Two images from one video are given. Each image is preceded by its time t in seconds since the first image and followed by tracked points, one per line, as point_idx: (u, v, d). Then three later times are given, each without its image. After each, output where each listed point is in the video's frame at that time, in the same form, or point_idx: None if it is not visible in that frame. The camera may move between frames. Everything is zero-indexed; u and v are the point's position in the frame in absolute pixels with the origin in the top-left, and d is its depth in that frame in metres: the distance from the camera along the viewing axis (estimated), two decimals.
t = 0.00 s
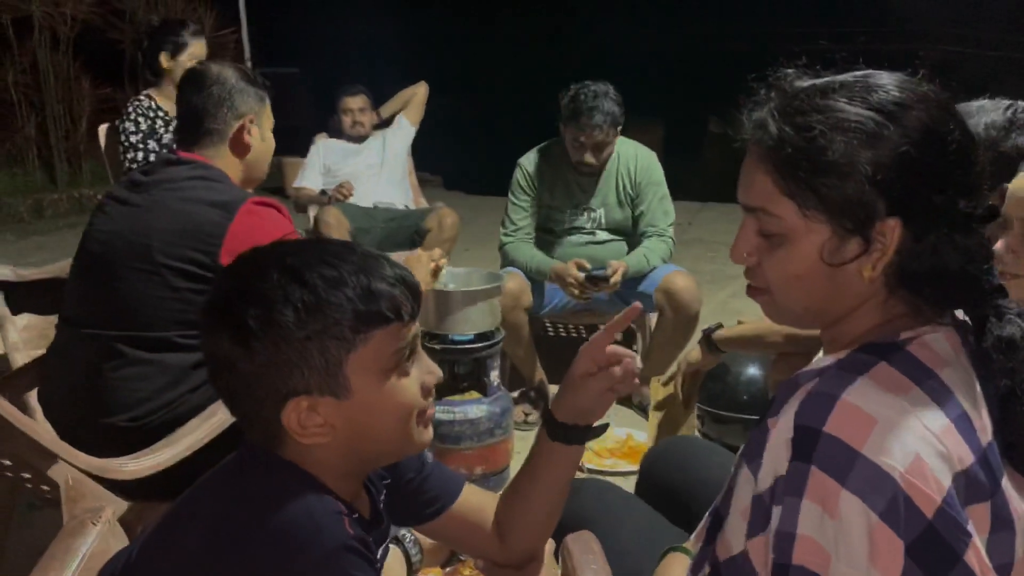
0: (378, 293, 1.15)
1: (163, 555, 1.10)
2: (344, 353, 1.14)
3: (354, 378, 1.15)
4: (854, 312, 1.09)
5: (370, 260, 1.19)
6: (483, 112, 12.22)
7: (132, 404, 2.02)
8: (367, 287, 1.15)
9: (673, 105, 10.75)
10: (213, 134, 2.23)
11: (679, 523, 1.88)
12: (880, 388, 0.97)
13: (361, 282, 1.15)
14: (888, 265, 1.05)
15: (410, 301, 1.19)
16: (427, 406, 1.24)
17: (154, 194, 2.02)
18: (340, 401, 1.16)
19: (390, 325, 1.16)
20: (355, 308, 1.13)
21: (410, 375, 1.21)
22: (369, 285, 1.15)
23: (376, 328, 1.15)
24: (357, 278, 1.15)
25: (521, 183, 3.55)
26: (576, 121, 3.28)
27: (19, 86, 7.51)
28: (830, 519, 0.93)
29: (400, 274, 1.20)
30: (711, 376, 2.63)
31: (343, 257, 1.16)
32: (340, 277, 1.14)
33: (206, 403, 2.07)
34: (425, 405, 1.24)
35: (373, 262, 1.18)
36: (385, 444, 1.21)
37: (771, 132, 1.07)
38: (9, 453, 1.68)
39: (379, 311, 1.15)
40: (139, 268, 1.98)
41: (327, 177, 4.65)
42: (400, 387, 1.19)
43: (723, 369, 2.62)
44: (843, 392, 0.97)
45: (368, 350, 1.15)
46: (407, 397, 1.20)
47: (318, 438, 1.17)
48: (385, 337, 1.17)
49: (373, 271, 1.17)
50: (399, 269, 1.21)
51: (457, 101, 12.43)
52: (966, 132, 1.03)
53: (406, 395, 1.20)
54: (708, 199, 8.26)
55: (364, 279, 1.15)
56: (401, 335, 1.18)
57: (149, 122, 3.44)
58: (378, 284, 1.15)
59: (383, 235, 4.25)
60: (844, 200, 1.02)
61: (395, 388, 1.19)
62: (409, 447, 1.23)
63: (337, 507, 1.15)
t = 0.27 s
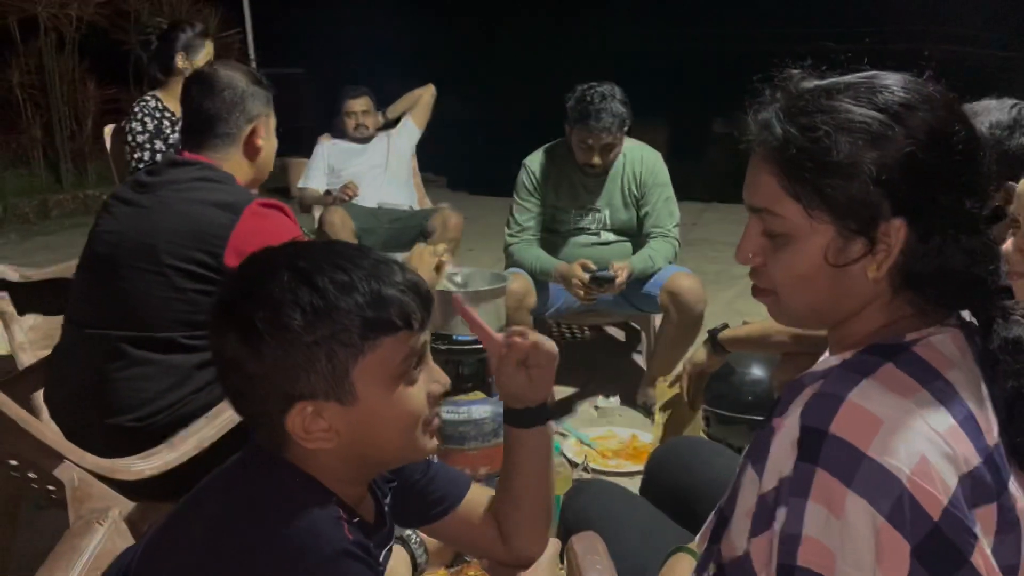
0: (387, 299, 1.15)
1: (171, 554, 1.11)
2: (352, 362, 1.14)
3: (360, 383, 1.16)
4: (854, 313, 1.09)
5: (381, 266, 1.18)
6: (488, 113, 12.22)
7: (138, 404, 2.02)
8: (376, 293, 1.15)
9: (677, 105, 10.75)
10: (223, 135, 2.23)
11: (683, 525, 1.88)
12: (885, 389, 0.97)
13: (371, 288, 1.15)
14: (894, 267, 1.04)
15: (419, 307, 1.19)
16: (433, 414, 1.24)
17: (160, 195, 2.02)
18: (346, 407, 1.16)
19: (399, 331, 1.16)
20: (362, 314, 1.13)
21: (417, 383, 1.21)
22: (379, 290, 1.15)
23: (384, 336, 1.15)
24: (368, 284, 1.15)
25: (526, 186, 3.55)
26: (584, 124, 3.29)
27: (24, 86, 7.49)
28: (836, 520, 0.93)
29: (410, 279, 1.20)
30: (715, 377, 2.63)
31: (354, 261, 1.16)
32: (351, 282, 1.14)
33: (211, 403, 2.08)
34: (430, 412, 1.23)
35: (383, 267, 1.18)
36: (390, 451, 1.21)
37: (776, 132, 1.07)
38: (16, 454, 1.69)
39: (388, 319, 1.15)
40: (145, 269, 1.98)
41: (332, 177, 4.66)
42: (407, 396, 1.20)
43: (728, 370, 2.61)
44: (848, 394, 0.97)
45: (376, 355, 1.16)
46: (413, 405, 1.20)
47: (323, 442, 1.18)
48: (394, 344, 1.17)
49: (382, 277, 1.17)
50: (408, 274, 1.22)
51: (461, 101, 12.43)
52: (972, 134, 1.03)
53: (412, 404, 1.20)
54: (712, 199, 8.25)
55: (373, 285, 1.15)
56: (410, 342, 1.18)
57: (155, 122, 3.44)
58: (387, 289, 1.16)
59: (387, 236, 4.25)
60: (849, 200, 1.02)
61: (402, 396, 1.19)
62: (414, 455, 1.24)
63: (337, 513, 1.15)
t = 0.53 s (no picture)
0: (393, 295, 1.15)
1: (181, 550, 1.11)
2: (358, 355, 1.14)
3: (367, 381, 1.16)
4: (850, 309, 1.11)
5: (387, 262, 1.19)
6: (493, 112, 12.23)
7: (146, 402, 2.03)
8: (382, 289, 1.15)
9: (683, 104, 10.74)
10: (230, 133, 2.23)
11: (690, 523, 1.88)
12: (878, 390, 0.97)
13: (377, 284, 1.15)
14: (887, 265, 1.05)
15: (424, 301, 1.19)
16: (441, 409, 1.25)
17: (167, 192, 2.03)
18: (353, 403, 1.16)
19: (405, 327, 1.17)
20: (369, 311, 1.13)
21: (424, 379, 1.22)
22: (385, 286, 1.15)
23: (389, 331, 1.15)
24: (373, 280, 1.15)
25: (532, 184, 3.56)
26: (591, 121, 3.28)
27: (31, 85, 7.50)
28: (833, 523, 0.93)
29: (415, 275, 1.20)
30: (722, 375, 2.62)
31: (360, 258, 1.16)
32: (357, 279, 1.14)
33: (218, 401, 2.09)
34: (440, 406, 1.25)
35: (388, 262, 1.19)
36: (399, 446, 1.21)
37: (852, 95, 1.04)
38: (24, 450, 1.69)
39: (394, 314, 1.15)
40: (151, 265, 1.99)
41: (338, 175, 4.65)
42: (414, 392, 1.20)
43: (735, 368, 2.61)
44: (840, 396, 0.98)
45: (382, 352, 1.16)
46: (420, 401, 1.20)
47: (331, 439, 1.18)
48: (400, 339, 1.17)
49: (387, 272, 1.17)
50: (414, 269, 1.22)
51: (466, 100, 12.44)
52: None
53: (419, 400, 1.20)
54: (718, 197, 8.24)
55: (379, 280, 1.15)
56: (416, 338, 1.19)
57: (162, 120, 3.45)
58: (393, 285, 1.16)
59: (393, 234, 4.26)
60: (878, 189, 1.01)
61: (409, 392, 1.19)
62: (422, 451, 1.24)
63: (346, 509, 1.15)
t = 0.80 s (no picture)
0: (396, 296, 1.16)
1: (187, 548, 1.12)
2: (361, 355, 1.14)
3: (368, 380, 1.16)
4: (858, 304, 1.14)
5: (389, 262, 1.19)
6: (497, 111, 12.24)
7: (151, 400, 2.04)
8: (385, 290, 1.15)
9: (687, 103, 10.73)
10: (230, 128, 2.23)
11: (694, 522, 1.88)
12: (864, 394, 0.97)
13: (380, 285, 1.15)
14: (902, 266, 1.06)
15: (426, 303, 1.19)
16: (443, 408, 1.26)
17: (173, 191, 2.03)
18: (355, 402, 1.17)
19: (407, 328, 1.17)
20: (372, 312, 1.14)
21: (426, 379, 1.22)
22: (388, 287, 1.15)
23: (393, 331, 1.16)
24: (376, 281, 1.15)
25: (537, 183, 3.56)
26: (598, 115, 3.29)
27: (36, 85, 7.50)
28: (821, 526, 0.90)
29: (417, 276, 1.21)
30: (726, 374, 2.63)
31: (363, 259, 1.16)
32: (360, 279, 1.14)
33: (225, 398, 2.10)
34: (441, 406, 1.25)
35: (392, 263, 1.19)
36: (400, 445, 1.22)
37: (953, 103, 1.00)
38: (31, 449, 1.70)
39: (395, 315, 1.15)
40: (159, 264, 1.99)
41: (342, 175, 4.67)
42: (417, 392, 1.20)
43: (740, 367, 2.61)
44: (826, 400, 0.98)
45: (384, 353, 1.16)
46: (422, 401, 1.21)
47: (334, 438, 1.18)
48: (403, 340, 1.17)
49: (390, 273, 1.17)
50: (416, 271, 1.22)
51: (470, 99, 12.45)
52: None
53: (421, 399, 1.21)
54: (722, 196, 8.23)
55: (383, 281, 1.15)
56: (417, 339, 1.19)
57: (166, 120, 3.45)
58: (396, 286, 1.16)
59: (397, 233, 4.26)
60: (938, 201, 0.98)
61: (412, 392, 1.20)
62: (423, 450, 1.24)
63: (351, 507, 1.16)
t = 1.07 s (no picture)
0: (395, 294, 1.16)
1: (190, 544, 1.12)
2: (361, 353, 1.15)
3: (369, 377, 1.17)
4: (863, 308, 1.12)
5: (389, 260, 1.19)
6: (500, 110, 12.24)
7: (154, 398, 2.05)
8: (385, 288, 1.16)
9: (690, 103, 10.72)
10: (230, 126, 2.23)
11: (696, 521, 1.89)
12: (893, 385, 0.97)
13: (379, 283, 1.16)
14: (897, 258, 1.04)
15: (425, 300, 1.20)
16: (444, 405, 1.26)
17: (178, 190, 2.03)
18: (356, 400, 1.18)
19: (407, 325, 1.18)
20: (372, 310, 1.14)
21: (428, 376, 1.23)
22: (387, 285, 1.16)
23: (393, 329, 1.16)
24: (375, 279, 1.16)
25: (539, 182, 3.57)
26: (601, 118, 3.28)
27: (39, 85, 7.51)
28: (842, 515, 0.90)
29: (417, 273, 1.21)
30: (728, 374, 2.63)
31: (362, 257, 1.17)
32: (359, 277, 1.15)
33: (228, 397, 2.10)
34: (442, 402, 1.26)
35: (390, 260, 1.19)
36: (401, 443, 1.22)
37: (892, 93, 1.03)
38: (34, 446, 1.71)
39: (396, 312, 1.16)
40: (162, 262, 2.00)
41: (344, 174, 4.68)
42: (418, 389, 1.21)
43: (741, 367, 2.61)
44: (854, 391, 0.97)
45: (385, 349, 1.17)
46: (423, 397, 1.21)
47: (336, 436, 1.19)
48: (403, 337, 1.18)
49: (389, 271, 1.17)
50: (416, 268, 1.22)
51: (473, 99, 12.45)
52: None
53: (423, 396, 1.21)
54: (724, 195, 8.22)
55: (382, 279, 1.16)
56: (417, 336, 1.19)
57: (168, 120, 3.46)
58: (396, 284, 1.16)
59: (399, 232, 4.27)
60: (908, 189, 1.00)
61: (413, 388, 1.21)
62: (426, 446, 1.25)
63: (354, 505, 1.16)
